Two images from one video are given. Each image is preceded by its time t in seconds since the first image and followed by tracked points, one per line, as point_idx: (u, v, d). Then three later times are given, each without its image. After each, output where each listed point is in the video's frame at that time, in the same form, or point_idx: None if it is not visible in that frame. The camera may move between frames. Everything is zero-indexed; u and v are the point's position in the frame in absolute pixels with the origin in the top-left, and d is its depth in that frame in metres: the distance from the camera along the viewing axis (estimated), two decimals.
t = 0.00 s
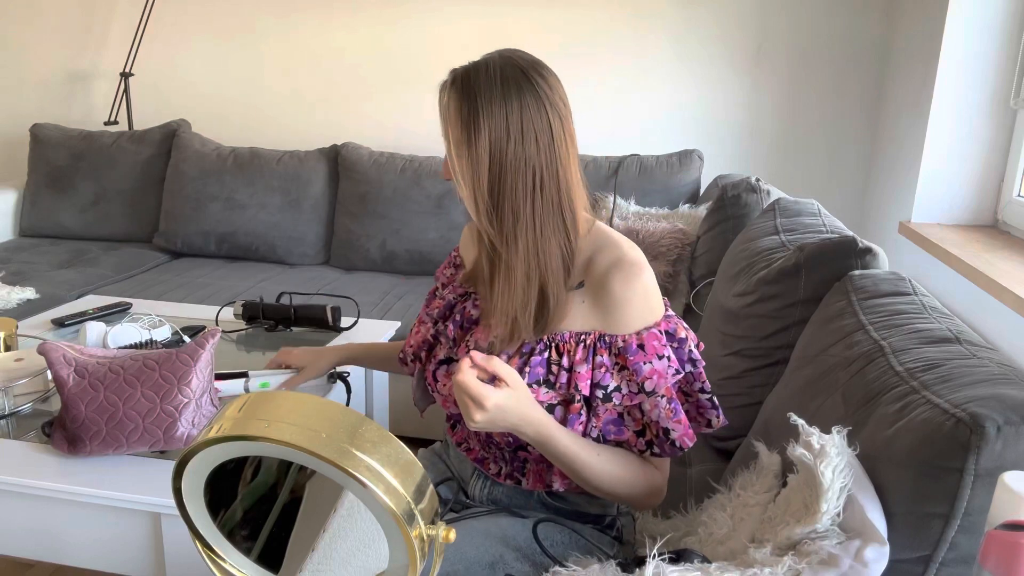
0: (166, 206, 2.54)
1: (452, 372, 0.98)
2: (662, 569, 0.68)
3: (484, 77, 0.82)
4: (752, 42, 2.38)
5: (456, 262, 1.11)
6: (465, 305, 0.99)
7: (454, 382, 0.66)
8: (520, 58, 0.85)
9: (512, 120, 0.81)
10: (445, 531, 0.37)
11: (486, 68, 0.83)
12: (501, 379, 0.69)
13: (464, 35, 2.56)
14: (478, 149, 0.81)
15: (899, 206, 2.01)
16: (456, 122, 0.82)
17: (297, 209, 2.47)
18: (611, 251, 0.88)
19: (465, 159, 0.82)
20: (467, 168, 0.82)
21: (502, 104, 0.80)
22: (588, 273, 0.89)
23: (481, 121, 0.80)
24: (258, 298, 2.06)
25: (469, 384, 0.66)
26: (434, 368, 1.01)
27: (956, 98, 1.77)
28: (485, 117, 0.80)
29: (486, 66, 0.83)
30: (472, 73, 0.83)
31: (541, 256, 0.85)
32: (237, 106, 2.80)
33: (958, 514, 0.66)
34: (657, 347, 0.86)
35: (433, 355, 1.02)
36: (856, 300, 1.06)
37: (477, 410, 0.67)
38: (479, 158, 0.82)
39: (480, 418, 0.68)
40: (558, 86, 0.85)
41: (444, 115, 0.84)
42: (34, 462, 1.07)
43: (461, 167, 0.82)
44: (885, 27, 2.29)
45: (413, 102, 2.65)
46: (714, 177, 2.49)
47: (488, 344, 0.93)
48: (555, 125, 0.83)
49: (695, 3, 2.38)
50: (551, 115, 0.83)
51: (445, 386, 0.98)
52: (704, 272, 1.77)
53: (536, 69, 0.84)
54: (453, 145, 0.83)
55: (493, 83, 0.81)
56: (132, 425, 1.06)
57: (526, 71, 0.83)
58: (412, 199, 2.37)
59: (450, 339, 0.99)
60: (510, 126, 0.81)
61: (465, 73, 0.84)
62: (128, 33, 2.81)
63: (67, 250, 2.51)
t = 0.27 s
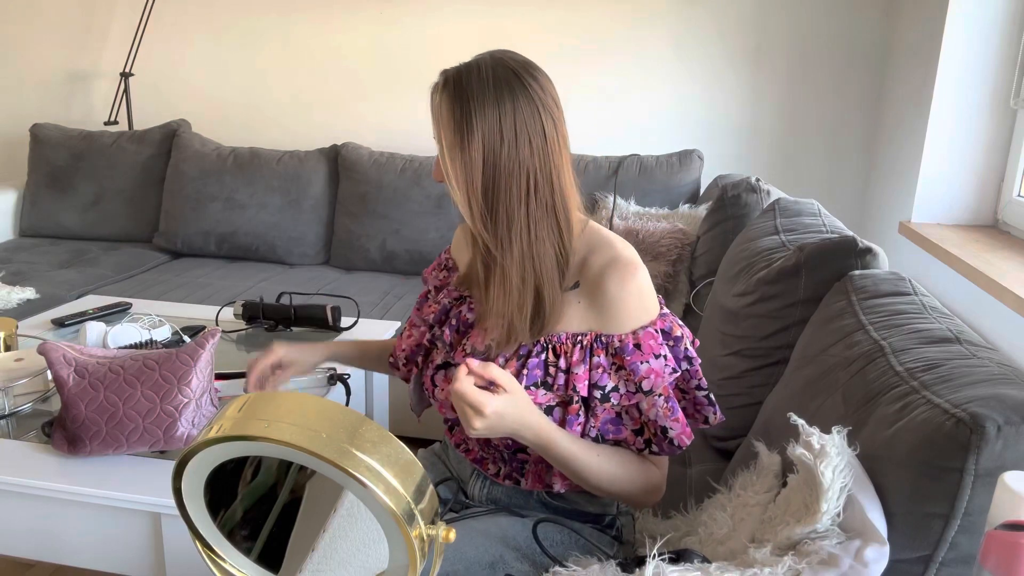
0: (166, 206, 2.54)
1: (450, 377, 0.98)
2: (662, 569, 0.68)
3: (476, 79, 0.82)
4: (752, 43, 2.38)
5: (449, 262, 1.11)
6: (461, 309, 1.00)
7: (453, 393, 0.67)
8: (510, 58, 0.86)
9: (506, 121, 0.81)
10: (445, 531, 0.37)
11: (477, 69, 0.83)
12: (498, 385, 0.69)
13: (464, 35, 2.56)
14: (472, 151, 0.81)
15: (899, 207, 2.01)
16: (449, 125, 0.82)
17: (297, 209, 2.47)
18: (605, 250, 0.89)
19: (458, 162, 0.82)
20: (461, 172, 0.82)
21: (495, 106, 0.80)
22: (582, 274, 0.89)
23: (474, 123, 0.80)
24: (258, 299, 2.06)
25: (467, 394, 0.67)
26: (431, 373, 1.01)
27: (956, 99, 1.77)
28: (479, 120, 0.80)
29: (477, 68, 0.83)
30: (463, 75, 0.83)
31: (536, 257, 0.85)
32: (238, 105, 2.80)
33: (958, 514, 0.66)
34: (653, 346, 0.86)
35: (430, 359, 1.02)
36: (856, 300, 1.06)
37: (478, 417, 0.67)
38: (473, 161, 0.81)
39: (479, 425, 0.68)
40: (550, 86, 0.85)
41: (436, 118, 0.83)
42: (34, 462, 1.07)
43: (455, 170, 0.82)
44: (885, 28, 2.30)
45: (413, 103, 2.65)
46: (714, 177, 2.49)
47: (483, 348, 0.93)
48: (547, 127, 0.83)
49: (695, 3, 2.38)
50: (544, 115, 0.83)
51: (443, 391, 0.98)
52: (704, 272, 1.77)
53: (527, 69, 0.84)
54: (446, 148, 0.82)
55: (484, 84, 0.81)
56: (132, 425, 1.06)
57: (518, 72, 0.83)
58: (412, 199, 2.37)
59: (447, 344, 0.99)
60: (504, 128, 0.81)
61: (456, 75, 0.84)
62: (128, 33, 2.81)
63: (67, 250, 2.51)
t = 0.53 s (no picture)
0: (166, 206, 2.54)
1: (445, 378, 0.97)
2: (662, 569, 0.68)
3: (496, 78, 0.82)
4: (753, 43, 2.38)
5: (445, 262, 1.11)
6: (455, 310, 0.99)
7: (443, 388, 0.68)
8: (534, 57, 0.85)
9: (523, 122, 0.80)
10: (445, 531, 0.37)
11: (500, 68, 0.83)
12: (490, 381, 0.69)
13: (464, 34, 2.56)
14: (488, 152, 0.81)
15: (899, 206, 2.01)
16: (466, 125, 0.82)
17: (297, 209, 2.47)
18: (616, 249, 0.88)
19: (474, 163, 0.83)
20: (476, 173, 0.82)
21: (513, 106, 0.80)
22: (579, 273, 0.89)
23: (491, 124, 0.80)
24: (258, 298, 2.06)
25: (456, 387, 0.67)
26: (426, 374, 1.00)
27: (956, 99, 1.77)
28: (497, 120, 0.80)
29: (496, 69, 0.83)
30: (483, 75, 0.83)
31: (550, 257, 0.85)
32: (238, 105, 2.80)
33: (958, 514, 0.66)
34: (645, 345, 0.86)
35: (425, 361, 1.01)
36: (856, 300, 1.06)
37: (468, 414, 0.68)
38: (488, 161, 0.82)
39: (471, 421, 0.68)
40: (573, 85, 0.84)
41: (456, 118, 0.84)
42: (34, 462, 1.07)
43: (470, 171, 0.83)
44: (885, 27, 2.29)
45: (413, 103, 2.65)
46: (714, 177, 2.49)
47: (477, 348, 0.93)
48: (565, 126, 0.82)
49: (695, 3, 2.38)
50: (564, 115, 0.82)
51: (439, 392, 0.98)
52: (704, 272, 1.77)
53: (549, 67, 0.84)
54: (463, 149, 0.83)
55: (504, 84, 0.81)
56: (133, 425, 1.06)
57: (540, 71, 0.83)
58: (412, 199, 2.37)
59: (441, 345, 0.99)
60: (521, 128, 0.80)
61: (477, 75, 0.84)
62: (129, 32, 2.81)
63: (67, 250, 2.51)
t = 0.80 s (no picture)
0: (166, 206, 2.54)
1: (465, 382, 0.93)
2: (662, 569, 0.68)
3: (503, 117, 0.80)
4: (753, 42, 2.38)
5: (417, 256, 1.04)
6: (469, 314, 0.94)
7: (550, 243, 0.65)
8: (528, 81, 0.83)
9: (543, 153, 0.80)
10: (445, 531, 0.37)
11: (501, 107, 0.80)
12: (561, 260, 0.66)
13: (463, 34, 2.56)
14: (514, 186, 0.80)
15: (899, 207, 2.01)
16: (484, 166, 0.80)
17: (297, 209, 2.47)
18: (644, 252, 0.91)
19: (501, 200, 0.82)
20: (507, 208, 0.82)
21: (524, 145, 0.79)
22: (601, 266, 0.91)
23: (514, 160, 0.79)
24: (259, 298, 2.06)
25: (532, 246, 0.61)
26: (439, 380, 0.94)
27: (956, 99, 1.77)
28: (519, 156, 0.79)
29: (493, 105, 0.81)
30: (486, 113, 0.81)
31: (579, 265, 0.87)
32: (237, 105, 2.80)
33: (958, 514, 0.66)
34: (679, 301, 0.86)
35: (434, 368, 0.95)
36: (856, 300, 1.06)
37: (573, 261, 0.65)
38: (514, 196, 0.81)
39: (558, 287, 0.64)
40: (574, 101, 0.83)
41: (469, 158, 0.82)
42: (35, 462, 1.07)
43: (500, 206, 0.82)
44: (885, 27, 2.29)
45: (413, 103, 2.65)
46: (714, 177, 2.49)
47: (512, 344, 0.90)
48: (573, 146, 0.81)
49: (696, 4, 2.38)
50: (575, 134, 0.81)
51: (457, 395, 0.93)
52: (704, 272, 1.77)
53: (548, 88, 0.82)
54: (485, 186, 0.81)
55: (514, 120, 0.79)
56: (133, 425, 1.06)
57: (543, 97, 0.81)
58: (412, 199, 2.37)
59: (458, 348, 0.94)
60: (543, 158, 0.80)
61: (478, 116, 0.82)
62: (129, 32, 2.81)
63: (68, 250, 2.51)
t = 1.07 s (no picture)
0: (166, 206, 2.54)
1: (470, 385, 0.91)
2: (662, 569, 0.68)
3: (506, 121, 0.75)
4: (753, 42, 2.38)
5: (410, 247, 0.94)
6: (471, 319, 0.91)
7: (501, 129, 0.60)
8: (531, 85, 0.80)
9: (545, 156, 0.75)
10: (445, 531, 0.37)
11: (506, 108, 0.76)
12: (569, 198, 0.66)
13: (463, 34, 2.56)
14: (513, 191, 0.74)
15: (899, 207, 2.01)
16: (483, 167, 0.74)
17: (297, 209, 2.47)
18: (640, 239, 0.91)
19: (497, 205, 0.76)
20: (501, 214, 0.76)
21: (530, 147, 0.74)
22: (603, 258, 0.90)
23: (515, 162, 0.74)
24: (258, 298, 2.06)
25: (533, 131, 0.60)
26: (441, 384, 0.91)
27: (956, 99, 1.77)
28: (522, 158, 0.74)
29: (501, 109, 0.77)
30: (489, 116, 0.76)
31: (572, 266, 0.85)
32: (237, 105, 2.80)
33: (958, 514, 0.66)
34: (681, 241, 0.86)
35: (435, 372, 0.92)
36: (856, 300, 1.06)
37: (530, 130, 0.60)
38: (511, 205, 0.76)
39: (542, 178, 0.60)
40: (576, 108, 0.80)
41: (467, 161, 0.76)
42: (35, 462, 1.07)
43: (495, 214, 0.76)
44: (885, 28, 2.29)
45: (413, 103, 2.66)
46: (713, 178, 2.49)
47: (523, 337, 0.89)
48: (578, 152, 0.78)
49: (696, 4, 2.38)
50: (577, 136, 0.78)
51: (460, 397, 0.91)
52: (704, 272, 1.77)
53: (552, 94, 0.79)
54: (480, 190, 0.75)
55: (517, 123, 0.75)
56: (133, 425, 1.06)
57: (546, 101, 0.78)
58: (412, 199, 2.38)
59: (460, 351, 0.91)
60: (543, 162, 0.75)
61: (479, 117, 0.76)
62: (129, 32, 2.81)
63: (68, 250, 2.52)
